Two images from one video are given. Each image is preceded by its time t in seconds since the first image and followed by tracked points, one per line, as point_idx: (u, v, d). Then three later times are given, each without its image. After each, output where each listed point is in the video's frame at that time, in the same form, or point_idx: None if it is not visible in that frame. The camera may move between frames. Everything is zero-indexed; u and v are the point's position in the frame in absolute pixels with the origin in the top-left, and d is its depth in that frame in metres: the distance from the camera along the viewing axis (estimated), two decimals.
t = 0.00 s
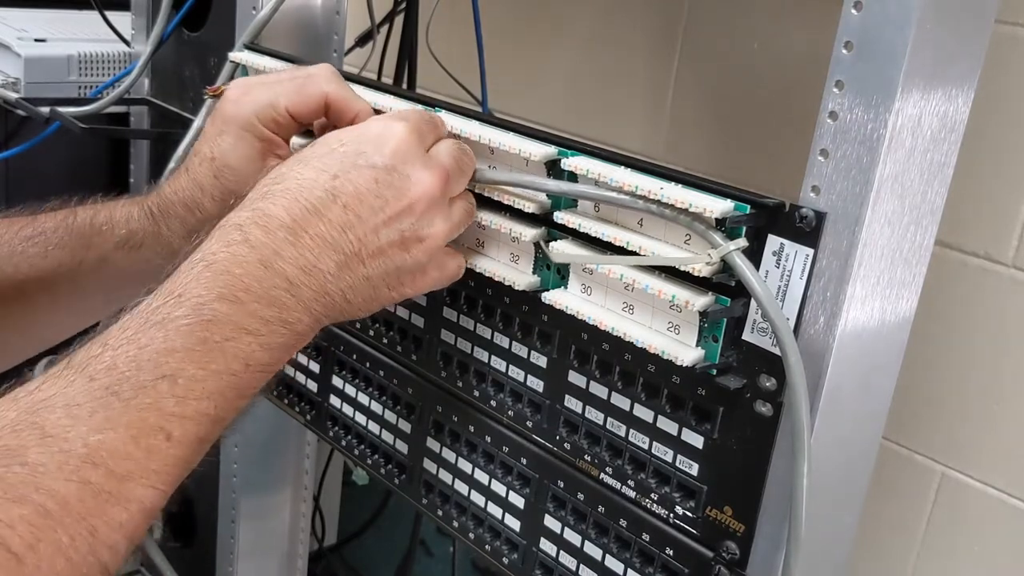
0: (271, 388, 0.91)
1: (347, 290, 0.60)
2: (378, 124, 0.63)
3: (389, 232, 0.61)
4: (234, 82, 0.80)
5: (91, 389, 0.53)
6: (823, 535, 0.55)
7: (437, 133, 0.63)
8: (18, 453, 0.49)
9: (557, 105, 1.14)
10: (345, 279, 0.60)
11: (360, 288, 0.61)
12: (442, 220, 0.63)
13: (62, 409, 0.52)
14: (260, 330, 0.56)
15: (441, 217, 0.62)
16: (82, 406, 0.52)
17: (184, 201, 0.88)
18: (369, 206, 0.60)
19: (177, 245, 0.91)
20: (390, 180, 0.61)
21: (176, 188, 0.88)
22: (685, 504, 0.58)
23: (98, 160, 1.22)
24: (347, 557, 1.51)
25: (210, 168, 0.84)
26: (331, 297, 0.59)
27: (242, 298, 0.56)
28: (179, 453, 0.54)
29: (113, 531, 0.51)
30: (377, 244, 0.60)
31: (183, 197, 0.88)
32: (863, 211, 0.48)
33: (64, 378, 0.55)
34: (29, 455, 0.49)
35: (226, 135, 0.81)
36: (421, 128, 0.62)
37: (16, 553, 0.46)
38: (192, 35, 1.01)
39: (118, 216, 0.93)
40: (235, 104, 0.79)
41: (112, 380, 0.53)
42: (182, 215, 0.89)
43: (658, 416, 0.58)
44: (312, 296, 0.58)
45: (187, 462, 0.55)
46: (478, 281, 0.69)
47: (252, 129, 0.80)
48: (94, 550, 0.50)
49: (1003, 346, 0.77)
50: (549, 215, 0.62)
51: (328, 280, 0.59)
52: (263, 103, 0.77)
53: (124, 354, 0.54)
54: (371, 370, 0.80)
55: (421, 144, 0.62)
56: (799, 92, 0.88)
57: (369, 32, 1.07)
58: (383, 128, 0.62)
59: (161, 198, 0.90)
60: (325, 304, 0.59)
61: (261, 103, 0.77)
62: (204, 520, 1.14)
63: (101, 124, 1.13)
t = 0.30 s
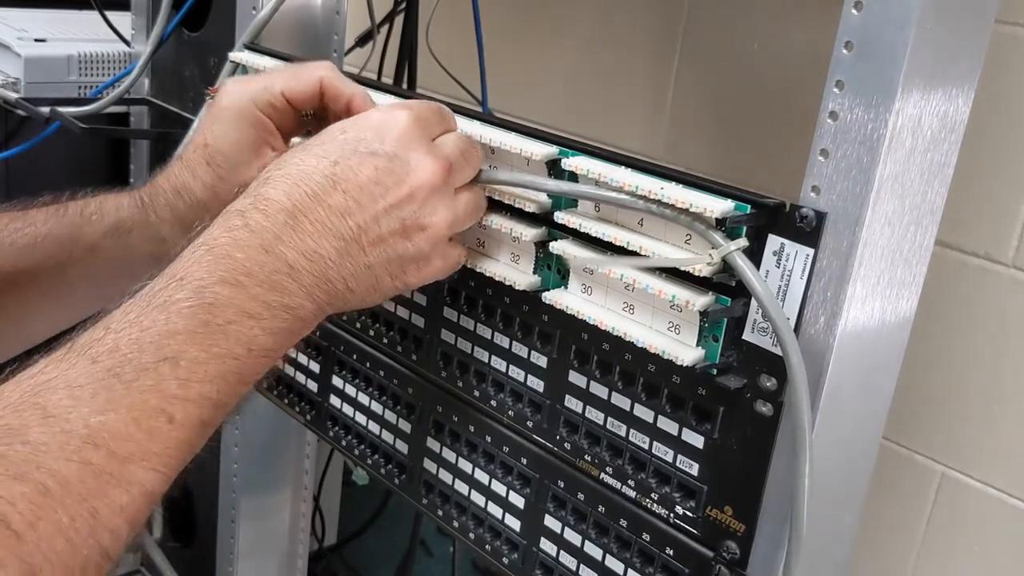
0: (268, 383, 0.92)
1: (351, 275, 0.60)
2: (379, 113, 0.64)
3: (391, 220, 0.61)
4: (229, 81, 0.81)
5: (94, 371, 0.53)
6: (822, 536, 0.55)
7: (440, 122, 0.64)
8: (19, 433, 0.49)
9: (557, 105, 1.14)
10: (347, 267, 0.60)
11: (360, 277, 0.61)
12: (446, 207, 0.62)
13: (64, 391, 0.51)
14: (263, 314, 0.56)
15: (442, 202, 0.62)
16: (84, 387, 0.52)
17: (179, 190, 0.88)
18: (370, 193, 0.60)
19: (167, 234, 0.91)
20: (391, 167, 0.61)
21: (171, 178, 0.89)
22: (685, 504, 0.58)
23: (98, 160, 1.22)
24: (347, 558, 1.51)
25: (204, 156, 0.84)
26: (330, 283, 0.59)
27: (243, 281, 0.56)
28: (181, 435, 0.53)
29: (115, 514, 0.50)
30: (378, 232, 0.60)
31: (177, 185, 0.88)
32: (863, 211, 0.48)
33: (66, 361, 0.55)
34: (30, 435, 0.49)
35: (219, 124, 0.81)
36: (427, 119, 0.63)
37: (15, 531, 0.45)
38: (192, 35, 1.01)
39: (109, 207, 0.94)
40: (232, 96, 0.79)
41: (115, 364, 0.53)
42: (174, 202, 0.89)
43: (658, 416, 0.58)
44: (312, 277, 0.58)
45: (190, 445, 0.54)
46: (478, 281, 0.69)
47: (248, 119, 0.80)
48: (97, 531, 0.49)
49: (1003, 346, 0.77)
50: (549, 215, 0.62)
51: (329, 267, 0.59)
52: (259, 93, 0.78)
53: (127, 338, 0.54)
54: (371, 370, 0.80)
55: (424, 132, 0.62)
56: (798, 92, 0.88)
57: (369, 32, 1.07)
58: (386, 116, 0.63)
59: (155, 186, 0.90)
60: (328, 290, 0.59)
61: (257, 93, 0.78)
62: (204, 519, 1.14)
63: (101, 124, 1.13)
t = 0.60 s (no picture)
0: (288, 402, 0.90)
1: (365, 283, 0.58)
2: (380, 122, 0.62)
3: (400, 229, 0.58)
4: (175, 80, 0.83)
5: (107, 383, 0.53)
6: (822, 535, 0.55)
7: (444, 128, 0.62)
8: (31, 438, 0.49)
9: (557, 105, 1.14)
10: (359, 279, 0.57)
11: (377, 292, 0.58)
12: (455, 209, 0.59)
13: (76, 400, 0.51)
14: (276, 327, 0.56)
15: (451, 210, 0.59)
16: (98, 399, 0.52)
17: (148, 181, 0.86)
18: (374, 203, 0.58)
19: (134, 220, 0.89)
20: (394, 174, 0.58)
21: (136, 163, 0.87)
22: (685, 504, 0.58)
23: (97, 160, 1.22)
24: (347, 557, 1.51)
25: (163, 142, 0.83)
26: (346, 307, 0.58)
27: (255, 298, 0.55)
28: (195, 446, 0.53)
29: (124, 523, 0.49)
30: (387, 243, 0.58)
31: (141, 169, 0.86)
32: (863, 211, 0.48)
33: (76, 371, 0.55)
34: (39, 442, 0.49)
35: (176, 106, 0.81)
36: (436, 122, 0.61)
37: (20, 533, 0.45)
38: (193, 36, 1.02)
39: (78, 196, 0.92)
40: (187, 80, 0.81)
41: (127, 376, 0.53)
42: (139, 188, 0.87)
43: (658, 416, 0.58)
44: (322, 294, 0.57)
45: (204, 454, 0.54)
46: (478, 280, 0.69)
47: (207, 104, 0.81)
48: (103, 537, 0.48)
49: (1003, 346, 0.77)
50: (549, 215, 0.62)
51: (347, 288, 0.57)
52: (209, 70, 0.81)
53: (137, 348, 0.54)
54: (371, 370, 0.80)
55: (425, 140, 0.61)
56: (797, 92, 0.88)
57: (369, 32, 1.07)
58: (385, 125, 0.61)
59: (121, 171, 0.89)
60: (343, 313, 0.58)
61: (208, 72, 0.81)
62: (204, 519, 1.14)
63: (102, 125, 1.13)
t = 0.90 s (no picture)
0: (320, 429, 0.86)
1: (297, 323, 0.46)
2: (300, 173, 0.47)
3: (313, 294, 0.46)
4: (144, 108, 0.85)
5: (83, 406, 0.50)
6: (822, 535, 0.55)
7: (372, 132, 0.49)
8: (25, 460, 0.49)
9: (557, 105, 1.14)
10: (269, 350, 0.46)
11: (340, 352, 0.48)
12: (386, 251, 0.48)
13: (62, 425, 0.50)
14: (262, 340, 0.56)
15: (381, 248, 0.48)
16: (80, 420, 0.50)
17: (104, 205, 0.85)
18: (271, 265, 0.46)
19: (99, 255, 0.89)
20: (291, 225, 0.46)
21: (96, 198, 0.86)
22: (685, 504, 0.58)
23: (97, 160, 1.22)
24: (347, 557, 1.51)
25: (136, 184, 0.84)
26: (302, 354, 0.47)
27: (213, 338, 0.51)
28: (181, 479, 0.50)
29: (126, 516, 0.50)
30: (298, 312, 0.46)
31: (107, 206, 0.85)
32: (863, 211, 0.48)
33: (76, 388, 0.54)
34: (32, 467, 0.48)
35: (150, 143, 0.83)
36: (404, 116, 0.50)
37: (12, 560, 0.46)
38: (192, 36, 1.01)
39: (37, 224, 0.89)
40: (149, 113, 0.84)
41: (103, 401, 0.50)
42: (105, 225, 0.86)
43: (658, 416, 0.58)
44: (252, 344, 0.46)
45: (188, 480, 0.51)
46: (478, 280, 0.69)
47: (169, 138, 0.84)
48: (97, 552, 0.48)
49: (1003, 346, 0.77)
50: (549, 215, 0.62)
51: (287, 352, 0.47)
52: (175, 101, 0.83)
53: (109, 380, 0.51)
54: (371, 370, 0.80)
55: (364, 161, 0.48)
56: (796, 93, 0.88)
57: (369, 32, 1.07)
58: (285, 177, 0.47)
59: (82, 204, 0.87)
60: (281, 377, 0.47)
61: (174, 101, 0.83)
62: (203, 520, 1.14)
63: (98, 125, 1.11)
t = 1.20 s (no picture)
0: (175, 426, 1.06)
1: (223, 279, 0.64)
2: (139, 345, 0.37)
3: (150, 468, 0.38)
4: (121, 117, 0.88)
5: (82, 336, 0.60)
6: (822, 535, 0.55)
7: (260, 154, 0.67)
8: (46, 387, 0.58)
9: (557, 104, 1.14)
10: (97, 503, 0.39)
11: (224, 308, 0.63)
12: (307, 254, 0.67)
13: (74, 354, 0.59)
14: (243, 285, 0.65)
15: (276, 238, 0.67)
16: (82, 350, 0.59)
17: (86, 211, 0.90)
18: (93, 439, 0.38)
19: (75, 254, 0.93)
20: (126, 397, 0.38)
21: (76, 199, 0.91)
22: (685, 504, 0.58)
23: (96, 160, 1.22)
24: (347, 557, 1.51)
25: (112, 188, 0.89)
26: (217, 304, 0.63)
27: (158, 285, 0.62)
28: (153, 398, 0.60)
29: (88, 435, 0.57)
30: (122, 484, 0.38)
31: (85, 208, 0.90)
32: (863, 211, 0.48)
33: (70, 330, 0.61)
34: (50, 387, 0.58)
35: (126, 149, 0.87)
36: (279, 136, 0.66)
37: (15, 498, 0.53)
38: (192, 36, 1.01)
39: (17, 223, 0.94)
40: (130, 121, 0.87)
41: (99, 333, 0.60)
42: (82, 226, 0.91)
43: (658, 416, 0.58)
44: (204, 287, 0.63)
45: (161, 390, 0.60)
46: (478, 280, 0.69)
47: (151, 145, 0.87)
48: (104, 447, 0.57)
49: (1001, 346, 0.77)
50: (549, 215, 0.62)
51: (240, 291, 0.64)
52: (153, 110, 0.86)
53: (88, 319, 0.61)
54: (371, 370, 0.80)
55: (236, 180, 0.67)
56: (796, 93, 0.88)
57: (369, 32, 1.07)
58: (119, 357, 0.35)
59: (62, 205, 0.92)
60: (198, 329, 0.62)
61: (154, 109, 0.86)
62: (203, 519, 1.13)
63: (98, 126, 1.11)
